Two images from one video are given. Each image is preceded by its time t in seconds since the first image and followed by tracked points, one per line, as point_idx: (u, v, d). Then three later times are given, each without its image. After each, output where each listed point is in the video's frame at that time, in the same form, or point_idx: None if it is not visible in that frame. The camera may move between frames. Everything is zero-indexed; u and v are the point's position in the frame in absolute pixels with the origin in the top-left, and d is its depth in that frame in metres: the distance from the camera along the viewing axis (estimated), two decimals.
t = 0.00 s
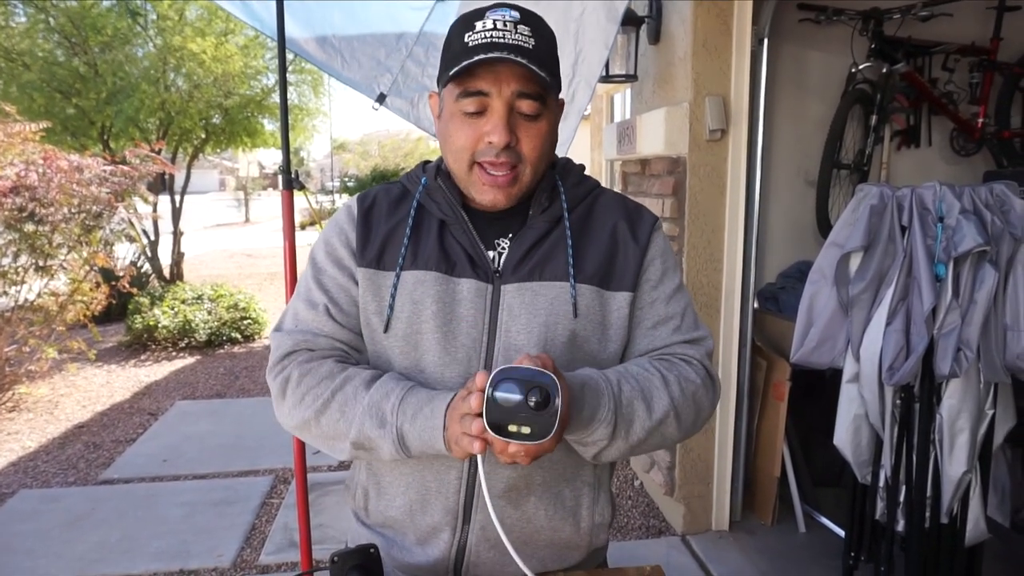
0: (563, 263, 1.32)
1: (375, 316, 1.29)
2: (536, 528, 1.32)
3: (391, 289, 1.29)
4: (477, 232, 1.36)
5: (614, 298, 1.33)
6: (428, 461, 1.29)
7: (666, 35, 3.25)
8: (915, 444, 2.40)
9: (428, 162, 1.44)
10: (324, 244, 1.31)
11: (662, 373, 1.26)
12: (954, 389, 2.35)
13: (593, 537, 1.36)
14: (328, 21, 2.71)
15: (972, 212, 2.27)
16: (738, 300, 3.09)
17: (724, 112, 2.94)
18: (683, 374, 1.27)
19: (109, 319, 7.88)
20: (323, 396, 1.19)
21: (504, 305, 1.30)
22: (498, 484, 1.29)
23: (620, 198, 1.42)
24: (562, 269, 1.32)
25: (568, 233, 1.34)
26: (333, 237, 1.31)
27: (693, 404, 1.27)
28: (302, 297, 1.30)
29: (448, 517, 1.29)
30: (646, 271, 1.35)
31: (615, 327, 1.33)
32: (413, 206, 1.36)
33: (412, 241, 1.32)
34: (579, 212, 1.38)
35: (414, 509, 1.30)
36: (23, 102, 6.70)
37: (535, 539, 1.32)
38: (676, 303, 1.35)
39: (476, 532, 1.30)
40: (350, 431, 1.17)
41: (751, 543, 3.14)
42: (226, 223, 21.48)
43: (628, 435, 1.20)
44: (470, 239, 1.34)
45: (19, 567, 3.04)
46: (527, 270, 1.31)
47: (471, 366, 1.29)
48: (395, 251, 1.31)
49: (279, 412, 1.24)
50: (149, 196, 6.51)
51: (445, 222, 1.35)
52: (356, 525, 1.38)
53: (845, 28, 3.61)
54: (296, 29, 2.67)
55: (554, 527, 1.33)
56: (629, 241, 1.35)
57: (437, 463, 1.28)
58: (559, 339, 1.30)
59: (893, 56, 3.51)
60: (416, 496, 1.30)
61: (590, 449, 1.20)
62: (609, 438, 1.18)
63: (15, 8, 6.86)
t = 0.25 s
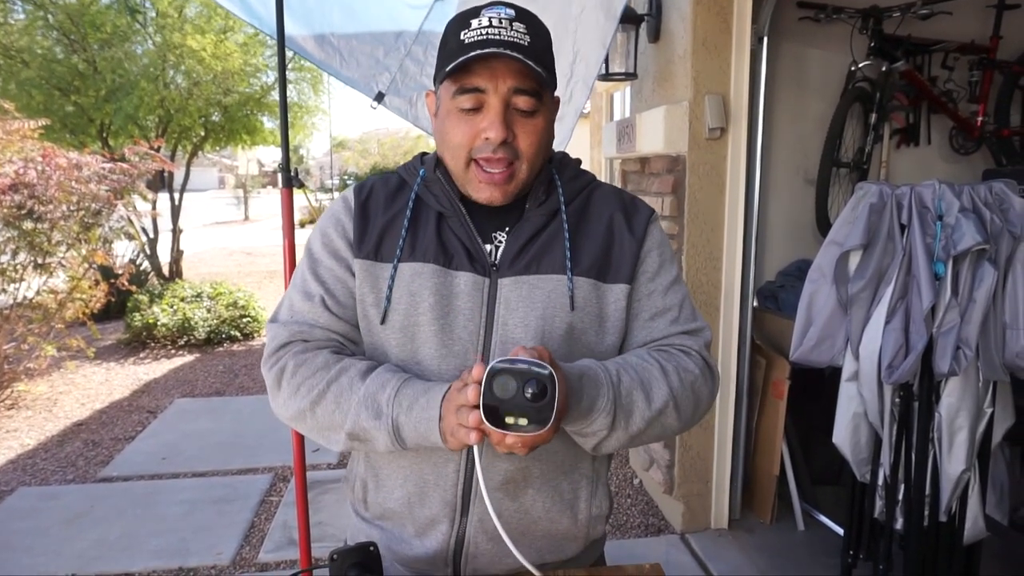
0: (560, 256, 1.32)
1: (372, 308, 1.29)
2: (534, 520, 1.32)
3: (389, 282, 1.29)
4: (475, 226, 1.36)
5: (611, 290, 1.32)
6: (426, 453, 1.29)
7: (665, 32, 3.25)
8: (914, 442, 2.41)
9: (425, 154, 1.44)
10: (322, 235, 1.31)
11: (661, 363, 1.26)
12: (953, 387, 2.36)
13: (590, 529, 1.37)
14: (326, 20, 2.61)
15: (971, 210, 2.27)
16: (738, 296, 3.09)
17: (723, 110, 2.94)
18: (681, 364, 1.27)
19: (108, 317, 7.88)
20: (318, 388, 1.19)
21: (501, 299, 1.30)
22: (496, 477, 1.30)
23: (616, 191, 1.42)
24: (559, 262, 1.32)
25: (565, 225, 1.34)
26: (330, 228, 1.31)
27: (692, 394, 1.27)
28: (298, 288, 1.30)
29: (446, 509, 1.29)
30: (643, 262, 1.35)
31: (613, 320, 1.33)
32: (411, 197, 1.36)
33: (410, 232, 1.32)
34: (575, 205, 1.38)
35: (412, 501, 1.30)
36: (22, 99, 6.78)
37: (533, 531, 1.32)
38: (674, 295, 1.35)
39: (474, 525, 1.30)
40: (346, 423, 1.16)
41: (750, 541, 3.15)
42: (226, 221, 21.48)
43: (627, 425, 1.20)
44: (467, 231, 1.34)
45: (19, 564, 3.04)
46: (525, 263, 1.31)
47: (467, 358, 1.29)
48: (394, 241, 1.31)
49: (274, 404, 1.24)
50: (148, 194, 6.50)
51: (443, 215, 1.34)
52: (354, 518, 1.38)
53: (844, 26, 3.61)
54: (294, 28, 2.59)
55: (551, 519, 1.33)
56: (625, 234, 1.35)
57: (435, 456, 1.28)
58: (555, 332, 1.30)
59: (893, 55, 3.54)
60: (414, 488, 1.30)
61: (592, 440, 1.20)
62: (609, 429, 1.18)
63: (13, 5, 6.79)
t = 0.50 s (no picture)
0: (558, 258, 1.32)
1: (371, 309, 1.29)
2: (532, 522, 1.32)
3: (387, 282, 1.29)
4: (473, 228, 1.36)
5: (609, 293, 1.33)
6: (423, 455, 1.29)
7: (665, 32, 3.25)
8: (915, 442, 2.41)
9: (424, 155, 1.44)
10: (320, 237, 1.31)
11: (658, 356, 1.26)
12: (953, 387, 2.36)
13: (588, 530, 1.37)
14: (326, 21, 2.72)
15: (972, 210, 2.27)
16: (738, 296, 3.09)
17: (724, 110, 2.94)
18: (679, 360, 1.27)
19: (108, 316, 7.88)
20: (318, 387, 1.19)
21: (499, 302, 1.30)
22: (493, 479, 1.29)
23: (614, 192, 1.42)
24: (557, 264, 1.32)
25: (564, 227, 1.34)
26: (328, 230, 1.31)
27: (689, 390, 1.26)
28: (297, 289, 1.30)
29: (444, 511, 1.29)
30: (641, 263, 1.35)
31: (611, 321, 1.33)
32: (409, 199, 1.36)
33: (408, 234, 1.32)
34: (574, 207, 1.38)
35: (410, 503, 1.30)
36: (22, 98, 6.75)
37: (530, 532, 1.32)
38: (673, 296, 1.34)
39: (472, 526, 1.30)
40: (346, 421, 1.17)
41: (749, 541, 3.15)
42: (226, 220, 21.48)
43: (622, 417, 1.20)
44: (465, 233, 1.34)
45: (19, 563, 3.03)
46: (522, 266, 1.31)
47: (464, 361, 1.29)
48: (392, 242, 1.31)
49: (275, 406, 1.24)
50: (148, 193, 6.50)
51: (441, 217, 1.34)
52: (354, 517, 1.38)
53: (844, 26, 3.61)
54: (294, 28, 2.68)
55: (548, 520, 1.33)
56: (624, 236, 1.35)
57: (433, 459, 1.28)
58: (553, 334, 1.30)
59: (892, 54, 3.54)
60: (412, 490, 1.30)
61: (587, 431, 1.20)
62: (604, 420, 1.18)
63: (13, 4, 6.78)
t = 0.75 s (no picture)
0: (555, 262, 1.32)
1: (368, 313, 1.30)
2: (529, 524, 1.32)
3: (384, 286, 1.30)
4: (470, 230, 1.36)
5: (606, 296, 1.33)
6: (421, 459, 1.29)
7: (665, 34, 3.26)
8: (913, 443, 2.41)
9: (423, 158, 1.45)
10: (319, 240, 1.31)
11: (654, 367, 1.26)
12: (952, 388, 2.36)
13: (586, 531, 1.37)
14: (326, 21, 2.66)
15: (971, 211, 2.28)
16: (736, 297, 3.10)
17: (723, 111, 2.95)
18: (675, 370, 1.27)
19: (108, 318, 7.89)
20: (314, 395, 1.19)
21: (496, 305, 1.31)
22: (491, 480, 1.30)
23: (612, 195, 1.42)
24: (554, 268, 1.32)
25: (561, 230, 1.35)
26: (326, 232, 1.32)
27: (686, 399, 1.27)
28: (296, 292, 1.31)
29: (441, 513, 1.29)
30: (638, 267, 1.35)
31: (608, 324, 1.33)
32: (407, 202, 1.36)
33: (405, 237, 1.33)
34: (571, 210, 1.38)
35: (408, 505, 1.30)
36: (23, 100, 6.72)
37: (528, 534, 1.33)
38: (670, 300, 1.35)
39: (469, 528, 1.30)
40: (342, 428, 1.17)
41: (749, 542, 3.15)
42: (226, 222, 21.48)
43: (618, 431, 1.20)
44: (463, 236, 1.34)
45: (20, 565, 3.04)
46: (519, 269, 1.31)
47: (461, 364, 1.29)
48: (389, 245, 1.32)
49: (271, 409, 1.24)
50: (148, 195, 6.50)
51: (439, 219, 1.35)
52: (352, 519, 1.38)
53: (843, 27, 3.62)
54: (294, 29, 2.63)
55: (546, 522, 1.33)
56: (621, 240, 1.35)
57: (430, 462, 1.29)
58: (551, 336, 1.30)
59: (892, 56, 3.52)
60: (410, 492, 1.30)
61: (583, 446, 1.20)
62: (600, 434, 1.19)
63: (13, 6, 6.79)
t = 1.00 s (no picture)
0: (555, 264, 1.33)
1: (367, 314, 1.30)
2: (528, 525, 1.32)
3: (383, 288, 1.30)
4: (470, 232, 1.36)
5: (606, 299, 1.33)
6: (420, 460, 1.29)
7: (664, 35, 3.26)
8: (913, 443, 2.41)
9: (423, 160, 1.45)
10: (317, 241, 1.31)
11: (655, 370, 1.26)
12: (951, 388, 2.36)
13: (585, 533, 1.37)
14: (325, 26, 2.71)
15: (969, 211, 2.28)
16: (735, 298, 3.11)
17: (722, 112, 2.95)
18: (677, 372, 1.27)
19: (107, 320, 7.88)
20: (312, 395, 1.19)
21: (495, 306, 1.31)
22: (489, 482, 1.29)
23: (613, 198, 1.43)
24: (554, 270, 1.32)
25: (561, 232, 1.35)
26: (325, 234, 1.32)
27: (687, 401, 1.27)
28: (294, 293, 1.31)
29: (440, 515, 1.29)
30: (639, 270, 1.35)
31: (607, 326, 1.33)
32: (406, 204, 1.37)
33: (404, 238, 1.33)
34: (571, 212, 1.38)
35: (406, 506, 1.31)
36: (22, 103, 6.76)
37: (527, 536, 1.33)
38: (671, 303, 1.35)
39: (468, 530, 1.30)
40: (339, 429, 1.17)
41: (748, 543, 3.15)
42: (225, 224, 21.48)
43: (622, 433, 1.20)
44: (462, 237, 1.34)
45: (19, 567, 3.04)
46: (519, 270, 1.31)
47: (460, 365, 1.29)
48: (388, 247, 1.32)
49: (269, 410, 1.24)
50: (148, 196, 6.50)
51: (438, 220, 1.35)
52: (351, 520, 1.38)
53: (842, 29, 3.62)
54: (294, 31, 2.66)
55: (545, 524, 1.33)
56: (622, 242, 1.35)
57: (428, 464, 1.29)
58: (551, 338, 1.30)
59: (889, 57, 3.55)
60: (408, 493, 1.30)
61: (590, 450, 1.20)
62: (606, 437, 1.19)
63: (12, 8, 6.78)
